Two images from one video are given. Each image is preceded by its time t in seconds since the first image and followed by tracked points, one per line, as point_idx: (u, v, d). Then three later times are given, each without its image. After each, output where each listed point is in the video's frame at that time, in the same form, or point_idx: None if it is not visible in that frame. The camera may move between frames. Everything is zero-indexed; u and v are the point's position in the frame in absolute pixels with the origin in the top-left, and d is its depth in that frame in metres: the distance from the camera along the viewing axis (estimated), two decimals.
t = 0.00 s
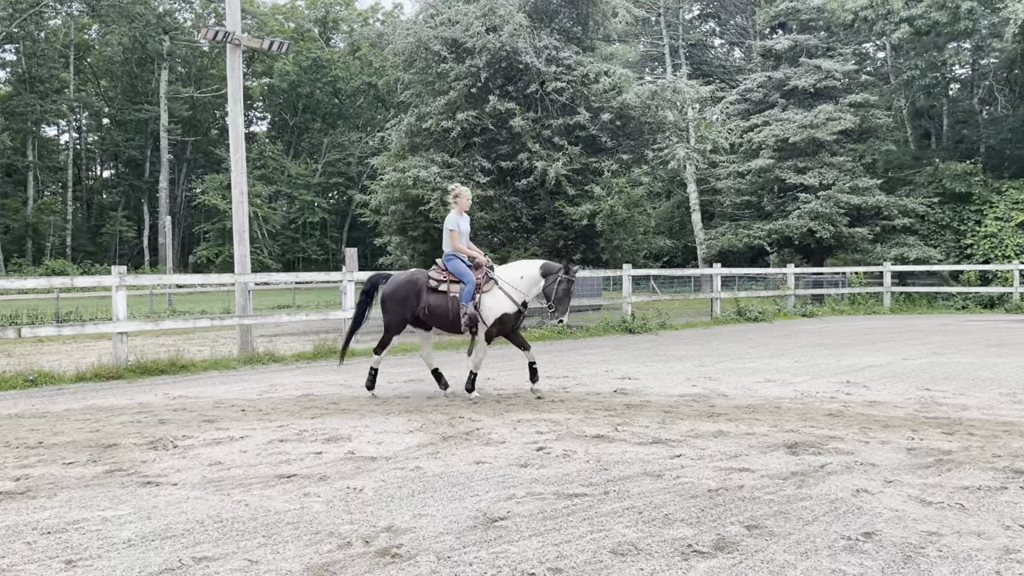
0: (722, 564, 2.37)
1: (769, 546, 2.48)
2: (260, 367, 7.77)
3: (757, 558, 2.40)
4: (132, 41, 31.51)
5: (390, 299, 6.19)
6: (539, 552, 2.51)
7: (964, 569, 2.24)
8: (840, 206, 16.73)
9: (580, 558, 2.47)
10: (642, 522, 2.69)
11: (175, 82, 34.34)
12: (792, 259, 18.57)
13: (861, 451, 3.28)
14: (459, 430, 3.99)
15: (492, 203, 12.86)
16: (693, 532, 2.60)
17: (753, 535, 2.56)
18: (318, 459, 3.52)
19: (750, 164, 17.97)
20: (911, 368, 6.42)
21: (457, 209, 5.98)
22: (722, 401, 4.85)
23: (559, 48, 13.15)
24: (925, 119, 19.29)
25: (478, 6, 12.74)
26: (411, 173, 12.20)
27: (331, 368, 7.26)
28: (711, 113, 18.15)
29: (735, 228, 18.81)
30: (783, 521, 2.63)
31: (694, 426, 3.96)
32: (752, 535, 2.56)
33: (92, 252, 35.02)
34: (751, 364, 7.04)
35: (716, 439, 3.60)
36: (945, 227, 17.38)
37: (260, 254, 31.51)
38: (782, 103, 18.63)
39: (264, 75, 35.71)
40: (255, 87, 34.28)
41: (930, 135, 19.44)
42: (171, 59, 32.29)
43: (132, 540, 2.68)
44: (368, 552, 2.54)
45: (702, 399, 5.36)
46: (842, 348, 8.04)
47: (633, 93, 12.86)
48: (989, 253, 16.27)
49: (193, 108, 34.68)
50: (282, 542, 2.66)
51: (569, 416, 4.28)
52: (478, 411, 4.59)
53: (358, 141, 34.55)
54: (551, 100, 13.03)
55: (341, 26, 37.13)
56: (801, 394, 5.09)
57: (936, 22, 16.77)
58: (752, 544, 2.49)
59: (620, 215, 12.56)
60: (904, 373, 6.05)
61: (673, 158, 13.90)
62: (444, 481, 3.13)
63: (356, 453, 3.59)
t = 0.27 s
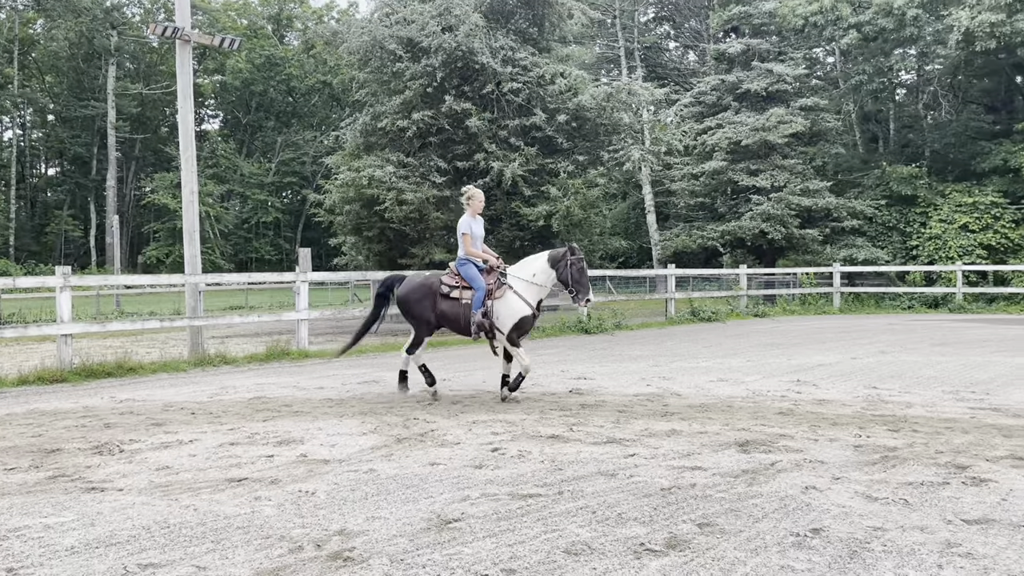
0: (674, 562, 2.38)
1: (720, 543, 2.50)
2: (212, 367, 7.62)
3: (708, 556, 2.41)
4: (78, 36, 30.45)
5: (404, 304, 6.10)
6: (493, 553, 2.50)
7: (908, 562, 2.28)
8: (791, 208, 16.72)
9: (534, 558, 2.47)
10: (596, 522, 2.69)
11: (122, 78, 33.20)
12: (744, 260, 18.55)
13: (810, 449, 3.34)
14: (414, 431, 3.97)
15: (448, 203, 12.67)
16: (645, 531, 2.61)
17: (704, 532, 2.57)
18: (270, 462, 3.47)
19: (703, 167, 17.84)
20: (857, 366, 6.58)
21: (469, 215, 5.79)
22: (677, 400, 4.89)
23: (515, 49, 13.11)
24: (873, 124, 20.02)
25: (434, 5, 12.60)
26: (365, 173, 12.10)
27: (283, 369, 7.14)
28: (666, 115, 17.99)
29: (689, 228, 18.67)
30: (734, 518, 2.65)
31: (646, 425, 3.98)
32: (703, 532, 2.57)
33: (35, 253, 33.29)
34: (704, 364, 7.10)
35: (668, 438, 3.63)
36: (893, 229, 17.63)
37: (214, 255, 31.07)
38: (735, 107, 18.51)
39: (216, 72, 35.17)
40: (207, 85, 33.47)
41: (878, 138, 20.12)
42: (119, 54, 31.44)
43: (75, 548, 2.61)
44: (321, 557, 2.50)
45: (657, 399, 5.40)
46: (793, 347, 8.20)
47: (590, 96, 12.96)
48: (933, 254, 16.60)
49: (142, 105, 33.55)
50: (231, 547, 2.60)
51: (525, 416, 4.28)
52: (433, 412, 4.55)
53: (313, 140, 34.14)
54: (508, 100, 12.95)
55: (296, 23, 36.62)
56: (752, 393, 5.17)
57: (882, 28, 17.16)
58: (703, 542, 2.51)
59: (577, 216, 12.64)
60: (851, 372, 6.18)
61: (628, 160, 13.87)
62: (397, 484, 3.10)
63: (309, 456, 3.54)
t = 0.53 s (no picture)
0: (623, 561, 2.37)
1: (669, 541, 2.49)
2: (157, 368, 7.43)
3: (657, 554, 2.41)
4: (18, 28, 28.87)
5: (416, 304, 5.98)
6: (443, 554, 2.46)
7: (850, 557, 2.32)
8: (740, 209, 16.93)
9: (484, 559, 2.43)
10: (547, 522, 2.67)
11: (63, 73, 31.46)
12: (695, 261, 18.28)
13: (758, 447, 3.38)
14: (365, 433, 3.93)
15: (401, 202, 12.61)
16: (596, 530, 2.59)
17: (653, 530, 2.57)
18: (217, 465, 3.41)
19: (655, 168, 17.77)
20: (802, 365, 6.73)
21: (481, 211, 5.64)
22: (628, 400, 4.92)
23: (469, 48, 12.89)
24: (820, 127, 20.13)
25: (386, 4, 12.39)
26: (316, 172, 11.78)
27: (232, 371, 6.99)
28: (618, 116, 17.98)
29: (642, 228, 18.67)
30: (683, 517, 2.66)
31: (598, 425, 3.98)
32: (652, 530, 2.57)
33: None
34: (656, 363, 7.15)
35: (619, 437, 3.65)
36: (838, 230, 18.05)
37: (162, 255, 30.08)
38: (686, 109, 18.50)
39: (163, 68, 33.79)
40: (154, 81, 32.30)
41: (825, 141, 20.40)
42: (62, 49, 30.05)
43: (12, 555, 2.52)
44: (267, 561, 2.44)
45: (609, 397, 5.44)
46: (743, 348, 8.36)
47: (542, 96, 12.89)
48: (878, 254, 17.06)
49: (85, 101, 32.08)
50: (174, 553, 2.53)
51: (476, 418, 4.26)
52: (385, 413, 4.50)
53: (264, 138, 33.34)
54: (460, 100, 12.81)
55: (246, 19, 35.57)
56: (702, 392, 5.24)
57: (829, 34, 17.51)
58: (652, 540, 2.50)
59: (530, 216, 12.66)
60: (796, 371, 6.32)
61: (582, 160, 13.71)
62: (347, 486, 3.06)
63: (256, 459, 3.49)
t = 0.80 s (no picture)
0: (570, 561, 2.35)
1: (615, 540, 2.48)
2: (96, 372, 7.19)
3: (603, 553, 2.39)
4: None
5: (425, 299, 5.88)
6: (389, 557, 2.40)
7: (792, 553, 2.34)
8: (690, 210, 17.21)
9: (430, 561, 2.38)
10: (495, 523, 2.63)
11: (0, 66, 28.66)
12: (647, 262, 18.56)
13: (704, 446, 3.42)
14: (312, 435, 3.87)
15: (352, 202, 12.12)
16: (543, 530, 2.56)
17: (601, 530, 2.55)
18: (157, 470, 3.32)
19: (606, 169, 17.70)
20: (748, 364, 6.83)
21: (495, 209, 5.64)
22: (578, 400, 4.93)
23: (419, 48, 12.68)
24: (767, 130, 20.55)
25: None
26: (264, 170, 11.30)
27: (175, 373, 6.80)
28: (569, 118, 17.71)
29: (593, 229, 18.62)
30: (630, 516, 2.64)
31: (546, 425, 3.97)
32: (599, 530, 2.55)
33: None
34: (605, 363, 7.21)
35: (568, 437, 3.65)
36: (784, 231, 18.39)
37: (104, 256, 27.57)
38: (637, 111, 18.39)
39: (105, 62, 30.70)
40: (96, 75, 29.48)
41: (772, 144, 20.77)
42: None
43: None
44: (207, 569, 2.35)
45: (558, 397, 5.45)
46: (692, 347, 8.47)
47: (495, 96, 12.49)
48: (822, 255, 17.45)
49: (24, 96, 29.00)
50: (110, 561, 2.44)
51: (425, 419, 4.23)
52: (333, 414, 4.43)
53: (212, 136, 31.90)
54: (412, 100, 12.51)
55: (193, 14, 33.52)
56: (651, 391, 5.28)
57: (776, 39, 17.79)
58: (599, 540, 2.48)
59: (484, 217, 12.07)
60: (742, 369, 6.43)
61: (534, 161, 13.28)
62: (292, 490, 3.00)
63: (199, 463, 3.41)
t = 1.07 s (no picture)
0: (513, 563, 2.32)
1: (559, 540, 2.46)
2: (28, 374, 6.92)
3: (546, 554, 2.38)
4: None
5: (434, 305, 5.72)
6: (331, 562, 2.34)
7: (732, 551, 2.36)
8: (639, 212, 17.14)
9: (373, 565, 2.33)
10: (439, 525, 2.59)
11: None
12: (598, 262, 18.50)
13: (650, 444, 3.45)
14: (256, 438, 3.81)
15: (300, 201, 12.03)
16: (487, 532, 2.53)
17: (545, 531, 2.53)
18: (92, 475, 3.23)
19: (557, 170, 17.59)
20: (695, 364, 6.91)
21: (507, 212, 5.41)
22: (527, 400, 4.93)
23: (369, 45, 12.58)
24: (715, 133, 21.24)
25: None
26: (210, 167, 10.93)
27: (117, 375, 6.61)
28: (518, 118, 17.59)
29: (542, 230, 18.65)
30: (574, 515, 2.64)
31: (493, 426, 3.96)
32: (543, 531, 2.53)
33: None
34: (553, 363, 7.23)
35: (516, 438, 3.65)
36: (731, 233, 18.75)
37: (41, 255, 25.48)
38: (587, 112, 18.39)
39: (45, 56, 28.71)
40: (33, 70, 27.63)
41: (719, 147, 21.36)
42: None
43: None
44: None
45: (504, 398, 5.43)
46: (643, 347, 8.55)
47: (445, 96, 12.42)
48: (767, 256, 17.85)
49: None
50: (40, 570, 2.34)
51: (372, 420, 4.18)
52: (277, 417, 4.36)
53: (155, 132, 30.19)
54: (361, 97, 12.44)
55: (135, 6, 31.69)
56: (598, 391, 5.33)
57: (723, 43, 18.09)
58: (543, 541, 2.47)
59: (432, 216, 12.13)
60: (690, 369, 6.52)
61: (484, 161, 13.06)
62: (233, 494, 2.94)
63: (137, 468, 3.33)
